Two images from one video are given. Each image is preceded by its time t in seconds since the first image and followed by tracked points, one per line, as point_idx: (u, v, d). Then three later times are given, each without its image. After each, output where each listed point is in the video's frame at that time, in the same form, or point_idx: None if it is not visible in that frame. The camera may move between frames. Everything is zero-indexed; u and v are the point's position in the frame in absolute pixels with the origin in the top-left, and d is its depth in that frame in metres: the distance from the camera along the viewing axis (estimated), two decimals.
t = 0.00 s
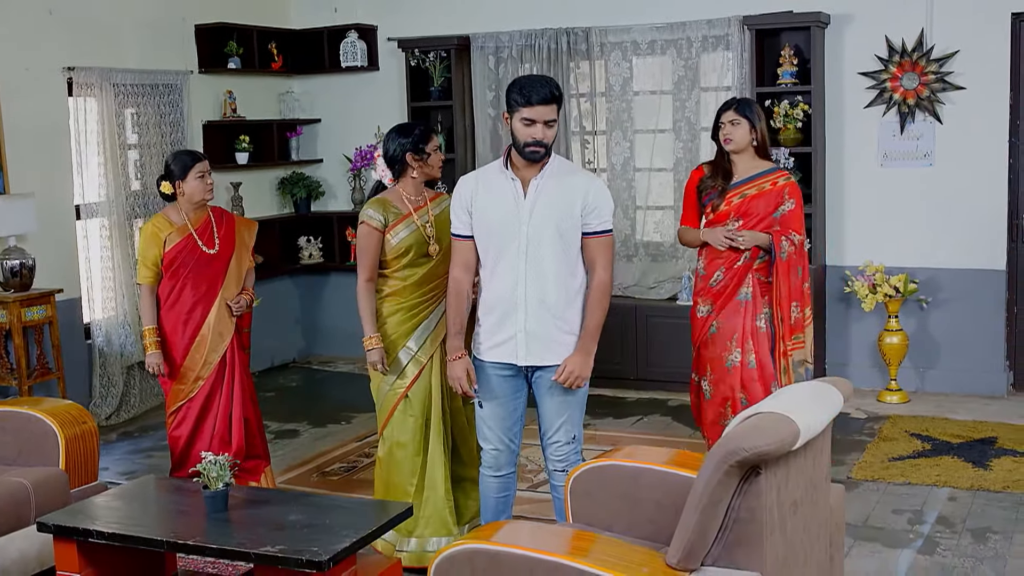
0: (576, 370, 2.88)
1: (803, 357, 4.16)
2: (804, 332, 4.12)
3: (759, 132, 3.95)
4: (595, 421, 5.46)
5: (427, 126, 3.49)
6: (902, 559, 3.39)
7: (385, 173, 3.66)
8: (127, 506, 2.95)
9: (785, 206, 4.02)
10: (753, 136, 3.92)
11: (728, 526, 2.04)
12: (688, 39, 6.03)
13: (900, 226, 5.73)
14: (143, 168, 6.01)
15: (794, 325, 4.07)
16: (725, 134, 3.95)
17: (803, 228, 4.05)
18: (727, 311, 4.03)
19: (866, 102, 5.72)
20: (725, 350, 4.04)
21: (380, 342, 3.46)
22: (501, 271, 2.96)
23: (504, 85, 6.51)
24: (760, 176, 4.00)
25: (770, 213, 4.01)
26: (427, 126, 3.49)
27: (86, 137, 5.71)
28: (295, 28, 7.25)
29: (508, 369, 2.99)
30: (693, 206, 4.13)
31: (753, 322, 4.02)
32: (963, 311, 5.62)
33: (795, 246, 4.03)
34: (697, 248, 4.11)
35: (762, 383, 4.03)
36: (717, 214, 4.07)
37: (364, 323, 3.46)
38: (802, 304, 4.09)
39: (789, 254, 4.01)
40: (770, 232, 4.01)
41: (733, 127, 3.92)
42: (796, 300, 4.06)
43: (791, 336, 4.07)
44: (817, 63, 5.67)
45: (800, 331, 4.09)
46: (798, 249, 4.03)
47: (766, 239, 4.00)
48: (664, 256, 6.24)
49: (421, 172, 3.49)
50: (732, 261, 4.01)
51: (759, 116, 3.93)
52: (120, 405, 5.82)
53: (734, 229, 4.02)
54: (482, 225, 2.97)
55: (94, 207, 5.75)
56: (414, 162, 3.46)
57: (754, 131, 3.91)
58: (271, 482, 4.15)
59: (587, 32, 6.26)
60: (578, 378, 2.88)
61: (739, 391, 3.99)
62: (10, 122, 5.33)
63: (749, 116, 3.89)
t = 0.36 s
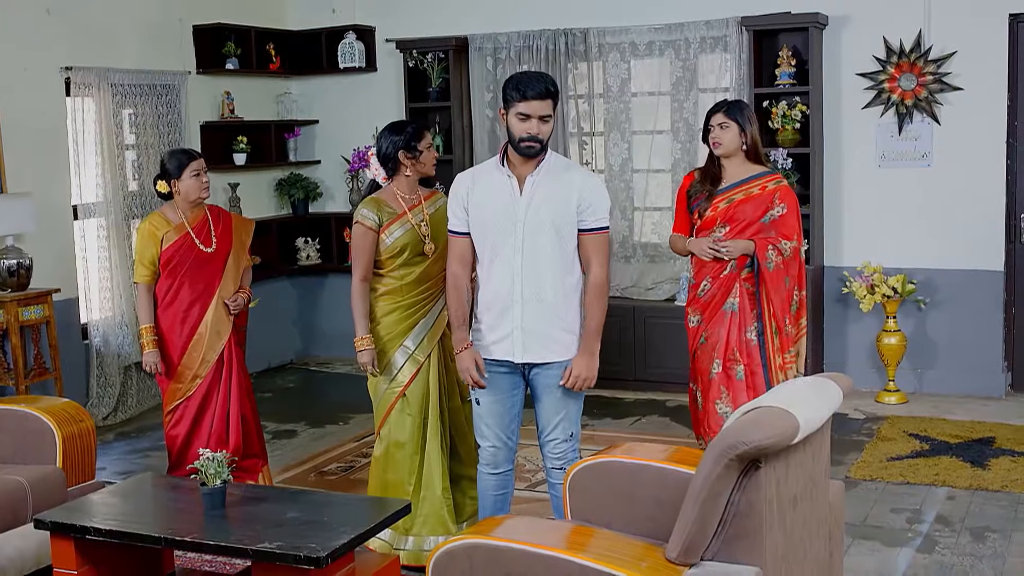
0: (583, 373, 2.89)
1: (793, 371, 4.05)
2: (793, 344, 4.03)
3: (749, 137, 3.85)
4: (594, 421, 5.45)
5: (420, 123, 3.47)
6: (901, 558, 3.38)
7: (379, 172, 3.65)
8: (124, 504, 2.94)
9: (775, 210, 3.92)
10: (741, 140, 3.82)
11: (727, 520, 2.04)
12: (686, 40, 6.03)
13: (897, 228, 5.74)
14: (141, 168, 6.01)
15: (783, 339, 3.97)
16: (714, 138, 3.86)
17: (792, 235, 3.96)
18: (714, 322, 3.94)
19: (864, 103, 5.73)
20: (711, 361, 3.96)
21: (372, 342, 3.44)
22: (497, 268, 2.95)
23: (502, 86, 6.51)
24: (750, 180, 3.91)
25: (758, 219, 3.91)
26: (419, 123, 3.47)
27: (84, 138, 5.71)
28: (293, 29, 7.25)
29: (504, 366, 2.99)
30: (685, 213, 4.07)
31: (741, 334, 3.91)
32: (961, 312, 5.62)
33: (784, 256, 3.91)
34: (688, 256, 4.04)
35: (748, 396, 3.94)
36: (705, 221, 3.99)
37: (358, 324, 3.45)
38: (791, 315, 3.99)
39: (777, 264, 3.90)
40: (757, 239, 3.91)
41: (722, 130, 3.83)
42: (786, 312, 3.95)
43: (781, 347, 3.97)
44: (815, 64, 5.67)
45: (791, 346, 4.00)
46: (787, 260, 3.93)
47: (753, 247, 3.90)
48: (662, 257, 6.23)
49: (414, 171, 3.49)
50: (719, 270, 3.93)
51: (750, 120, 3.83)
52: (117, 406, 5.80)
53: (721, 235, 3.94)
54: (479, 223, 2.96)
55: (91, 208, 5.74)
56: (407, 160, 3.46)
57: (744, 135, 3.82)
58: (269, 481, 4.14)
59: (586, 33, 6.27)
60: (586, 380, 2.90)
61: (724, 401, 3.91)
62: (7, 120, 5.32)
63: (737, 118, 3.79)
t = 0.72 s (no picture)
0: (586, 371, 2.90)
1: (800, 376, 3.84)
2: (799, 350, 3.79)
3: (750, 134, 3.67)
4: (592, 421, 5.45)
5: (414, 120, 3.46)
6: (900, 555, 3.38)
7: (374, 170, 3.65)
8: (122, 500, 2.93)
9: (773, 209, 3.73)
10: (740, 138, 3.66)
11: (728, 515, 2.03)
12: (685, 40, 6.03)
13: (896, 228, 5.74)
14: (140, 168, 6.00)
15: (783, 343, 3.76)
16: (714, 137, 3.71)
17: (793, 235, 3.75)
18: (711, 326, 3.78)
19: (863, 103, 5.73)
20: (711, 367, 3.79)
21: (369, 342, 3.45)
22: (496, 265, 2.95)
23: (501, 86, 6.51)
24: (750, 177, 3.74)
25: (756, 217, 3.74)
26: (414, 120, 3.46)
27: (82, 138, 5.70)
28: (292, 30, 7.25)
29: (502, 363, 2.98)
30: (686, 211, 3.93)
31: (741, 337, 3.75)
32: (960, 312, 5.62)
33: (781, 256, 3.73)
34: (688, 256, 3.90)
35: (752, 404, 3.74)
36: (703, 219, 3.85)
37: (354, 323, 3.45)
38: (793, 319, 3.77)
39: (772, 263, 3.72)
40: (753, 237, 3.72)
41: (722, 129, 3.67)
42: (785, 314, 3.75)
43: (782, 353, 3.77)
44: (814, 64, 5.67)
45: (791, 349, 3.77)
46: (784, 259, 3.74)
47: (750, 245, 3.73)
48: (661, 257, 6.23)
49: (409, 169, 3.47)
50: (714, 270, 3.78)
51: (750, 118, 3.65)
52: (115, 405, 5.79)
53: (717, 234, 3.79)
54: (478, 220, 2.96)
55: (90, 207, 5.74)
56: (402, 158, 3.44)
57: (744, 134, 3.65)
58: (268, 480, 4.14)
59: (584, 33, 6.26)
60: (589, 378, 2.91)
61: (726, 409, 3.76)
62: (5, 119, 5.32)
63: (735, 117, 3.63)
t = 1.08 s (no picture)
0: (580, 363, 2.90)
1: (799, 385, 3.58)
2: (799, 357, 3.54)
3: (745, 128, 3.44)
4: (592, 419, 5.44)
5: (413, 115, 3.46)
6: (901, 552, 3.37)
7: (371, 165, 3.64)
8: (121, 494, 2.93)
9: (774, 207, 3.50)
10: (735, 131, 3.43)
11: (730, 507, 2.03)
12: (685, 38, 6.02)
13: (897, 226, 5.73)
14: (140, 165, 5.99)
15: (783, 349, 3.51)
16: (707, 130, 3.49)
17: (794, 234, 3.51)
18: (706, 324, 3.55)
19: (863, 101, 5.72)
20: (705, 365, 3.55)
21: (370, 336, 3.44)
22: (496, 260, 2.94)
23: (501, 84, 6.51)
24: (748, 174, 3.51)
25: (756, 215, 3.50)
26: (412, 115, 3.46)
27: (82, 135, 5.70)
28: (292, 27, 7.24)
29: (502, 357, 2.97)
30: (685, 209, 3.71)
31: (738, 336, 3.52)
32: (960, 310, 5.62)
33: (781, 257, 3.50)
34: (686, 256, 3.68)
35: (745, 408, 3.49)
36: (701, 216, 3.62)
37: (354, 318, 3.44)
38: (793, 325, 3.53)
39: (771, 266, 3.50)
40: (752, 237, 3.50)
41: (715, 121, 3.46)
42: (784, 319, 3.51)
43: (778, 359, 3.52)
44: (814, 62, 5.67)
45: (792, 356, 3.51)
46: (784, 262, 3.51)
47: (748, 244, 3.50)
48: (661, 256, 6.23)
49: (408, 164, 3.47)
50: (711, 269, 3.56)
51: (746, 110, 3.43)
52: (115, 402, 5.79)
53: (716, 234, 3.57)
54: (478, 214, 2.96)
55: (90, 204, 5.74)
56: (401, 153, 3.44)
57: (737, 128, 3.43)
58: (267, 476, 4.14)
59: (585, 31, 6.26)
60: (583, 371, 2.90)
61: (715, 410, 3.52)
62: (5, 115, 5.31)
63: (729, 108, 3.42)
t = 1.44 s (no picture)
0: (562, 340, 2.86)
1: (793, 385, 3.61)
2: (794, 357, 3.56)
3: (734, 128, 3.43)
4: (596, 420, 5.44)
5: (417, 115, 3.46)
6: (906, 552, 3.36)
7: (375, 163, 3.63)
8: (125, 492, 2.92)
9: (768, 205, 3.49)
10: (724, 131, 3.42)
11: (736, 503, 2.02)
12: (690, 39, 6.02)
13: (902, 228, 5.72)
14: (144, 166, 5.99)
15: (777, 349, 3.52)
16: (695, 129, 3.47)
17: (788, 232, 3.52)
18: (701, 328, 3.52)
19: (868, 103, 5.72)
20: (700, 370, 3.53)
21: (371, 335, 3.45)
22: (499, 258, 2.94)
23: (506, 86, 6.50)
24: (741, 172, 3.50)
25: (750, 214, 3.49)
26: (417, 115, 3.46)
27: (86, 136, 5.70)
28: (296, 29, 7.25)
29: (506, 356, 2.97)
30: (673, 206, 3.65)
31: (733, 340, 3.50)
32: (964, 312, 5.61)
33: (775, 257, 3.51)
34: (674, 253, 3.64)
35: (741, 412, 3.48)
36: (692, 215, 3.58)
37: (357, 316, 3.45)
38: (787, 324, 3.53)
39: (766, 266, 3.49)
40: (748, 237, 3.49)
41: (704, 121, 3.44)
42: (778, 319, 3.51)
43: (772, 360, 3.52)
44: (819, 64, 5.66)
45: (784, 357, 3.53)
46: (777, 261, 3.51)
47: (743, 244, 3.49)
48: (665, 257, 6.22)
49: (411, 162, 3.47)
50: (705, 270, 3.53)
51: (735, 109, 3.41)
52: (118, 403, 5.79)
53: (709, 233, 3.54)
54: (482, 213, 2.96)
55: (94, 204, 5.74)
56: (403, 151, 3.44)
57: (727, 127, 3.41)
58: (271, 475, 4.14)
59: (589, 32, 6.26)
60: (564, 348, 2.86)
61: (712, 416, 3.49)
62: (10, 115, 5.32)
63: (718, 108, 3.40)
